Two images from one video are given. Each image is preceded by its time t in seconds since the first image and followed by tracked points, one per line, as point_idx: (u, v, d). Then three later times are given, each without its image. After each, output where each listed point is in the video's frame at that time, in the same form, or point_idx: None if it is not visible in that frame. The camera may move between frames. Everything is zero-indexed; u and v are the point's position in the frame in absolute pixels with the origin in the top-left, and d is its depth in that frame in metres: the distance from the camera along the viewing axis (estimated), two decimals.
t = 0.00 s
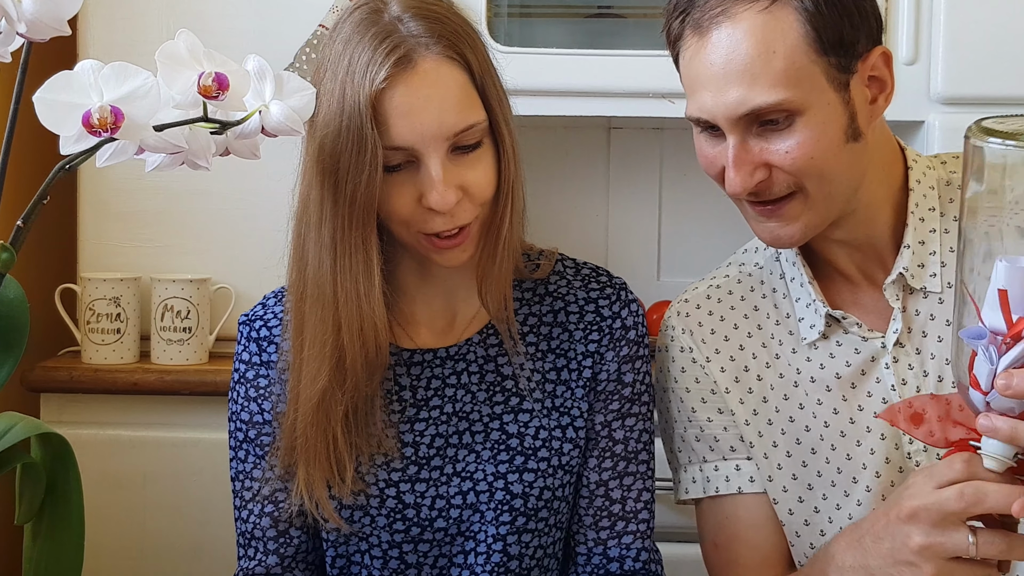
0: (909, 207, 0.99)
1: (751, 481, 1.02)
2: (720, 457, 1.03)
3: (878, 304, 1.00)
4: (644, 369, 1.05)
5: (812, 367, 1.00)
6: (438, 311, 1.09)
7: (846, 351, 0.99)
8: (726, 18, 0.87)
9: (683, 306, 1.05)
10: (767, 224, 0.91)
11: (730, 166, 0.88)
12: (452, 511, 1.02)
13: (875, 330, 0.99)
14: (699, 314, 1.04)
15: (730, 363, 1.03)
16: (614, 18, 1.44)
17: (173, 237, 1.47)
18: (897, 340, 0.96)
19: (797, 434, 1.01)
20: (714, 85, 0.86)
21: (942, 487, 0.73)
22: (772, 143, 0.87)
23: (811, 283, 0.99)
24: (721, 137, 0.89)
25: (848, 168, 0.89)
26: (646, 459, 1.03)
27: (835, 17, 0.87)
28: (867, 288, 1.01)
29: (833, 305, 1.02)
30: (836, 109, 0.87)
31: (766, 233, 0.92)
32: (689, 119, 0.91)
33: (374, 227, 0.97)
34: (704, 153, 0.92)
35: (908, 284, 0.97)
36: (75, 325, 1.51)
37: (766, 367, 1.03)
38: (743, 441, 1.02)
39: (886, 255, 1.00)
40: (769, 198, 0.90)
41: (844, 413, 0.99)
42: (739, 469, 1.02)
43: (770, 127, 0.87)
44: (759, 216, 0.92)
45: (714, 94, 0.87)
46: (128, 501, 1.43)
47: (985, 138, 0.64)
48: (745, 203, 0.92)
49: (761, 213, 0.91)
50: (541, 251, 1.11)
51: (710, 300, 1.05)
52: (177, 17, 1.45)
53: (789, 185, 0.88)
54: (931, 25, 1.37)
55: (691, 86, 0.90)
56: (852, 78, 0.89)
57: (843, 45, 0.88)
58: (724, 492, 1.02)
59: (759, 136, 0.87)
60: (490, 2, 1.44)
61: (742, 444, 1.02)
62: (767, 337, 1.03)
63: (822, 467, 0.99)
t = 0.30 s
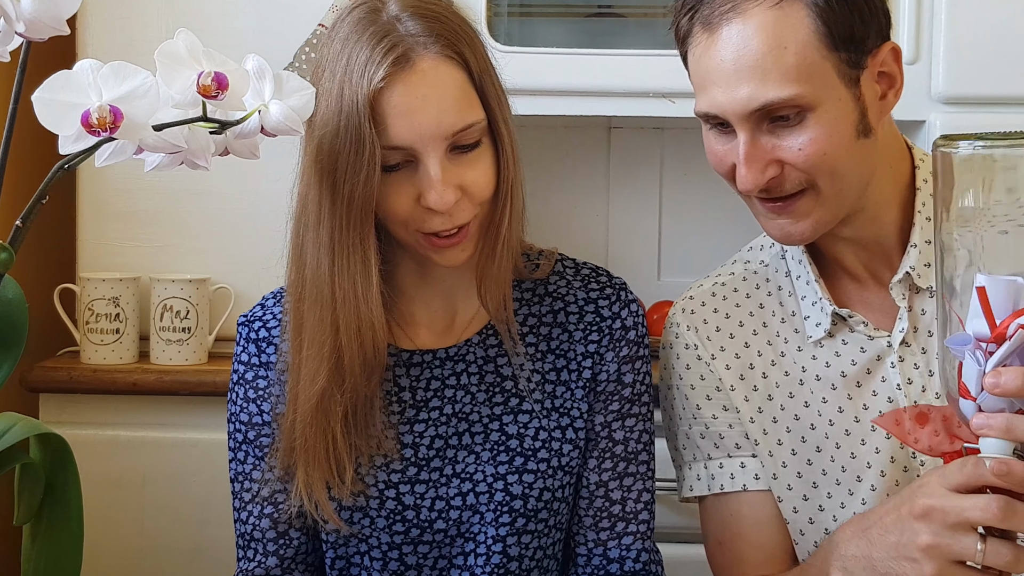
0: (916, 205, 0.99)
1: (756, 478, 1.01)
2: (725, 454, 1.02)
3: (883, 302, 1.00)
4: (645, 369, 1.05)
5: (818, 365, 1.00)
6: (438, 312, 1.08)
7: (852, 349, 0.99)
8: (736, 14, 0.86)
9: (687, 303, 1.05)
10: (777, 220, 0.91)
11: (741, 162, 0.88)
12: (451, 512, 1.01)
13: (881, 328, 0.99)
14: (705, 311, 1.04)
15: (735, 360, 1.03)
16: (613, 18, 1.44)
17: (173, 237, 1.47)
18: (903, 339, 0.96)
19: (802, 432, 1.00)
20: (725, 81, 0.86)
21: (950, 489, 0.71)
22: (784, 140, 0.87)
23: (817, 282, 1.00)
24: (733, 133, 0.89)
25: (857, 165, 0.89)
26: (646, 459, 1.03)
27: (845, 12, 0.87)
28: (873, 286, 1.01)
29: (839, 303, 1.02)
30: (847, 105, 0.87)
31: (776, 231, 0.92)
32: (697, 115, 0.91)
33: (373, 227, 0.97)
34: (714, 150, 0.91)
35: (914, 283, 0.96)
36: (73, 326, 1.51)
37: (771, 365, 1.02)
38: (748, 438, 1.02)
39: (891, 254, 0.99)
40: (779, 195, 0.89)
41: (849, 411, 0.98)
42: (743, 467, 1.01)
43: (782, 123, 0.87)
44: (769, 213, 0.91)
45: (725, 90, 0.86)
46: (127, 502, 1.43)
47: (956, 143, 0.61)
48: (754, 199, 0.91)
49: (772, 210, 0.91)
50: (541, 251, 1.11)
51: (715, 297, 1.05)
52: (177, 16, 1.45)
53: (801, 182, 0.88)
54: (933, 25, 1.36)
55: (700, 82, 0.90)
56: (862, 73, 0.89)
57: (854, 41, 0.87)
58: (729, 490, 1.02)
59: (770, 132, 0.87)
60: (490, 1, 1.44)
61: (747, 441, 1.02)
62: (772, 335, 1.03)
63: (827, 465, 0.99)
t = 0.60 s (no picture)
0: (921, 204, 0.99)
1: (752, 477, 1.01)
2: (721, 453, 1.02)
3: (887, 300, 1.00)
4: (645, 369, 1.05)
5: (820, 363, 1.00)
6: (438, 312, 1.08)
7: (855, 347, 0.98)
8: (750, 8, 0.86)
9: (690, 299, 1.05)
10: (791, 215, 0.90)
11: (758, 157, 0.87)
12: (450, 513, 1.01)
13: (884, 327, 0.98)
14: (707, 308, 1.04)
15: (737, 357, 1.02)
16: (614, 17, 1.44)
17: (173, 237, 1.47)
18: (906, 337, 0.96)
19: (803, 430, 1.00)
20: (740, 76, 0.86)
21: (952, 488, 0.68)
22: (800, 134, 0.86)
23: (822, 279, 0.99)
24: (747, 129, 0.88)
25: (867, 161, 0.89)
26: (647, 460, 1.03)
27: (859, 6, 0.86)
28: (877, 285, 1.01)
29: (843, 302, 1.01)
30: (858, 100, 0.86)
31: (790, 226, 0.91)
32: (712, 110, 0.90)
33: (373, 227, 0.97)
34: (726, 147, 0.91)
35: (919, 281, 0.97)
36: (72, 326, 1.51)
37: (773, 362, 1.02)
38: (747, 436, 1.02)
39: (898, 252, 0.99)
40: (794, 190, 0.89)
41: (851, 410, 0.98)
42: (740, 465, 1.01)
43: (797, 118, 0.86)
44: (783, 208, 0.91)
45: (740, 85, 0.86)
46: (126, 502, 1.43)
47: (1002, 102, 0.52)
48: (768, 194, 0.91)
49: (786, 205, 0.90)
50: (541, 251, 1.11)
51: (718, 294, 1.05)
52: (177, 15, 1.45)
53: (817, 176, 0.87)
54: (933, 25, 1.36)
55: (713, 77, 0.89)
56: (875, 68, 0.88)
57: (868, 34, 0.87)
58: (724, 487, 1.02)
59: (786, 127, 0.87)
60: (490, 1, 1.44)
61: (746, 439, 1.02)
62: (775, 332, 1.03)
63: (827, 464, 0.99)
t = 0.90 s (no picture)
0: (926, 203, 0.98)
1: (745, 479, 1.02)
2: (714, 453, 1.03)
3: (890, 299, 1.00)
4: (645, 370, 1.04)
5: (822, 362, 0.99)
6: (439, 313, 1.08)
7: (857, 345, 0.98)
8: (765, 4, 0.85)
9: (692, 297, 1.05)
10: (805, 212, 0.90)
11: (777, 155, 0.86)
12: (450, 513, 1.01)
13: (887, 325, 0.98)
14: (707, 306, 1.04)
15: (737, 356, 1.03)
16: (614, 16, 1.44)
17: (173, 237, 1.47)
18: (908, 335, 0.95)
19: (803, 429, 1.00)
20: (758, 73, 0.85)
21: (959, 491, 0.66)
22: (818, 131, 0.86)
23: (824, 278, 0.99)
24: (763, 127, 0.88)
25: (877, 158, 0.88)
26: (647, 460, 1.03)
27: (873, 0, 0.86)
28: (881, 284, 1.00)
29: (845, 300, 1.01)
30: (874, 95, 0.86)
31: (804, 223, 0.91)
32: (726, 107, 0.89)
33: (372, 228, 0.97)
34: (741, 146, 0.91)
35: (922, 279, 0.96)
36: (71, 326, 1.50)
37: (774, 360, 1.02)
38: (741, 438, 1.02)
39: (901, 251, 0.98)
40: (809, 187, 0.88)
41: (853, 408, 0.98)
42: (732, 467, 1.02)
43: (815, 114, 0.86)
44: (798, 205, 0.90)
45: (757, 82, 0.85)
46: (124, 502, 1.42)
47: None
48: (783, 190, 0.90)
49: (802, 203, 0.90)
50: (541, 251, 1.11)
51: (720, 291, 1.04)
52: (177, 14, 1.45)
53: (835, 173, 0.87)
54: (934, 24, 1.36)
55: (728, 75, 0.88)
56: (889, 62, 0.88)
57: (882, 29, 0.86)
58: (715, 489, 1.03)
59: (804, 124, 0.86)
60: None
61: (739, 441, 1.03)
62: (776, 331, 1.02)
63: (828, 462, 0.99)
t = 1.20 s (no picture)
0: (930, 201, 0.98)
1: (745, 475, 1.01)
2: (715, 447, 1.02)
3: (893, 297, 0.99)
4: (645, 370, 1.04)
5: (823, 358, 0.99)
6: (438, 314, 1.07)
7: (860, 342, 0.97)
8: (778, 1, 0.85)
9: (695, 292, 1.04)
10: (814, 208, 0.89)
11: (790, 151, 0.86)
12: (450, 514, 1.01)
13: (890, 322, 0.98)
14: (710, 299, 1.03)
15: (740, 350, 1.02)
16: (615, 15, 1.44)
17: (172, 238, 1.46)
18: (912, 333, 0.95)
19: (803, 425, 0.99)
20: (771, 71, 0.85)
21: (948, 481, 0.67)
22: (831, 127, 0.85)
23: (828, 274, 0.99)
24: (776, 123, 0.87)
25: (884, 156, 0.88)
26: (646, 460, 1.02)
27: None
28: (884, 284, 1.00)
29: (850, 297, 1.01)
30: (882, 93, 0.85)
31: (816, 219, 0.90)
32: (738, 105, 0.89)
33: (371, 227, 0.97)
34: (751, 142, 0.90)
35: (926, 277, 0.95)
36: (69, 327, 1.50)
37: (776, 355, 1.01)
38: (744, 433, 1.01)
39: (904, 249, 0.98)
40: (820, 183, 0.88)
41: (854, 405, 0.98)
42: (734, 462, 1.01)
43: (827, 110, 0.85)
44: (807, 201, 0.89)
45: (770, 80, 0.85)
46: (124, 503, 1.42)
47: None
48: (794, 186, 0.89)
49: (813, 199, 0.89)
50: (540, 251, 1.10)
51: (723, 285, 1.04)
52: (176, 14, 1.44)
53: (847, 170, 0.87)
54: (935, 23, 1.36)
55: (740, 73, 0.88)
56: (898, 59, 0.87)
57: (890, 27, 0.86)
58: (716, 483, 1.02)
59: (817, 120, 0.86)
60: None
61: (742, 436, 1.02)
62: (778, 326, 1.02)
63: (827, 459, 0.99)
